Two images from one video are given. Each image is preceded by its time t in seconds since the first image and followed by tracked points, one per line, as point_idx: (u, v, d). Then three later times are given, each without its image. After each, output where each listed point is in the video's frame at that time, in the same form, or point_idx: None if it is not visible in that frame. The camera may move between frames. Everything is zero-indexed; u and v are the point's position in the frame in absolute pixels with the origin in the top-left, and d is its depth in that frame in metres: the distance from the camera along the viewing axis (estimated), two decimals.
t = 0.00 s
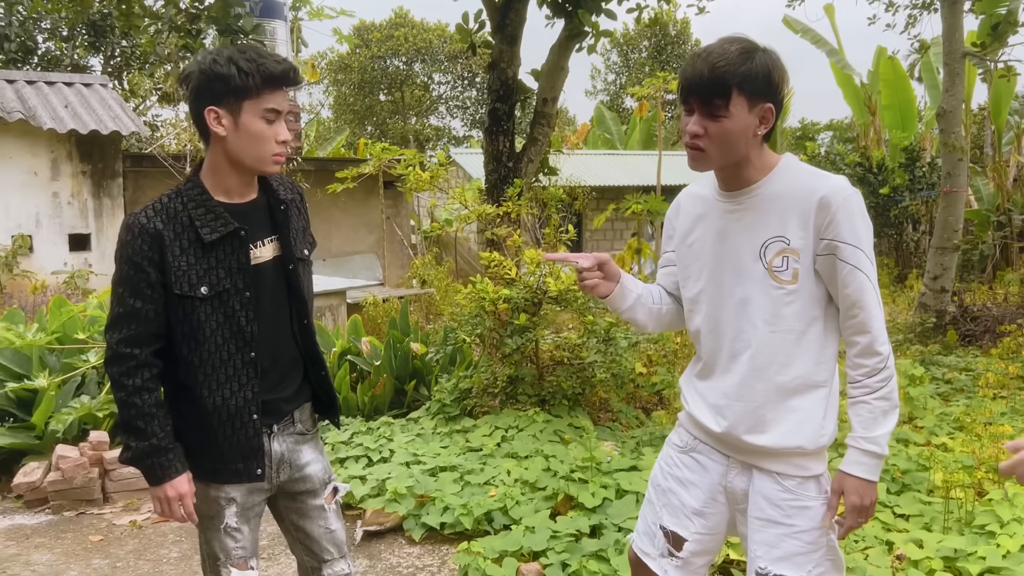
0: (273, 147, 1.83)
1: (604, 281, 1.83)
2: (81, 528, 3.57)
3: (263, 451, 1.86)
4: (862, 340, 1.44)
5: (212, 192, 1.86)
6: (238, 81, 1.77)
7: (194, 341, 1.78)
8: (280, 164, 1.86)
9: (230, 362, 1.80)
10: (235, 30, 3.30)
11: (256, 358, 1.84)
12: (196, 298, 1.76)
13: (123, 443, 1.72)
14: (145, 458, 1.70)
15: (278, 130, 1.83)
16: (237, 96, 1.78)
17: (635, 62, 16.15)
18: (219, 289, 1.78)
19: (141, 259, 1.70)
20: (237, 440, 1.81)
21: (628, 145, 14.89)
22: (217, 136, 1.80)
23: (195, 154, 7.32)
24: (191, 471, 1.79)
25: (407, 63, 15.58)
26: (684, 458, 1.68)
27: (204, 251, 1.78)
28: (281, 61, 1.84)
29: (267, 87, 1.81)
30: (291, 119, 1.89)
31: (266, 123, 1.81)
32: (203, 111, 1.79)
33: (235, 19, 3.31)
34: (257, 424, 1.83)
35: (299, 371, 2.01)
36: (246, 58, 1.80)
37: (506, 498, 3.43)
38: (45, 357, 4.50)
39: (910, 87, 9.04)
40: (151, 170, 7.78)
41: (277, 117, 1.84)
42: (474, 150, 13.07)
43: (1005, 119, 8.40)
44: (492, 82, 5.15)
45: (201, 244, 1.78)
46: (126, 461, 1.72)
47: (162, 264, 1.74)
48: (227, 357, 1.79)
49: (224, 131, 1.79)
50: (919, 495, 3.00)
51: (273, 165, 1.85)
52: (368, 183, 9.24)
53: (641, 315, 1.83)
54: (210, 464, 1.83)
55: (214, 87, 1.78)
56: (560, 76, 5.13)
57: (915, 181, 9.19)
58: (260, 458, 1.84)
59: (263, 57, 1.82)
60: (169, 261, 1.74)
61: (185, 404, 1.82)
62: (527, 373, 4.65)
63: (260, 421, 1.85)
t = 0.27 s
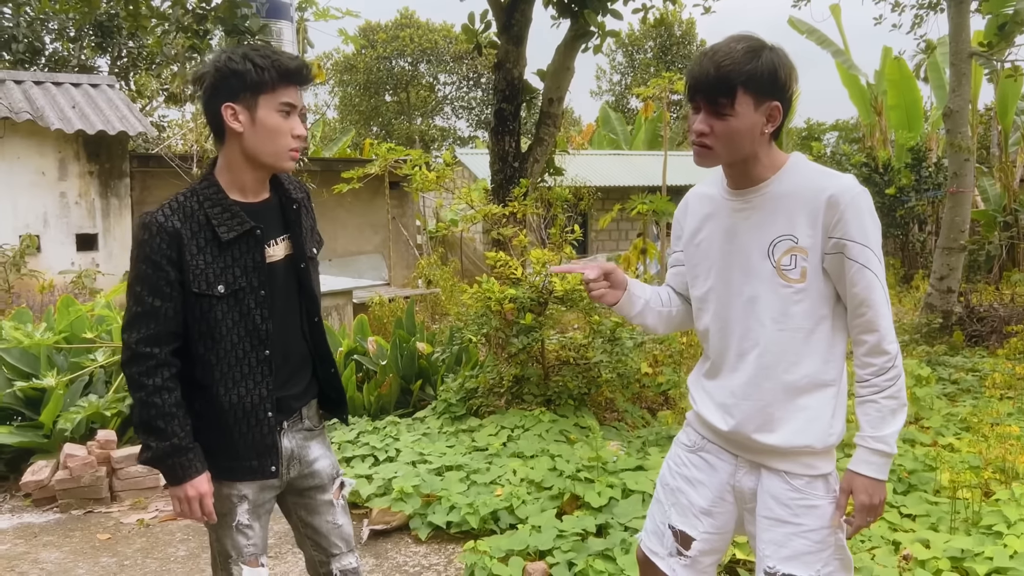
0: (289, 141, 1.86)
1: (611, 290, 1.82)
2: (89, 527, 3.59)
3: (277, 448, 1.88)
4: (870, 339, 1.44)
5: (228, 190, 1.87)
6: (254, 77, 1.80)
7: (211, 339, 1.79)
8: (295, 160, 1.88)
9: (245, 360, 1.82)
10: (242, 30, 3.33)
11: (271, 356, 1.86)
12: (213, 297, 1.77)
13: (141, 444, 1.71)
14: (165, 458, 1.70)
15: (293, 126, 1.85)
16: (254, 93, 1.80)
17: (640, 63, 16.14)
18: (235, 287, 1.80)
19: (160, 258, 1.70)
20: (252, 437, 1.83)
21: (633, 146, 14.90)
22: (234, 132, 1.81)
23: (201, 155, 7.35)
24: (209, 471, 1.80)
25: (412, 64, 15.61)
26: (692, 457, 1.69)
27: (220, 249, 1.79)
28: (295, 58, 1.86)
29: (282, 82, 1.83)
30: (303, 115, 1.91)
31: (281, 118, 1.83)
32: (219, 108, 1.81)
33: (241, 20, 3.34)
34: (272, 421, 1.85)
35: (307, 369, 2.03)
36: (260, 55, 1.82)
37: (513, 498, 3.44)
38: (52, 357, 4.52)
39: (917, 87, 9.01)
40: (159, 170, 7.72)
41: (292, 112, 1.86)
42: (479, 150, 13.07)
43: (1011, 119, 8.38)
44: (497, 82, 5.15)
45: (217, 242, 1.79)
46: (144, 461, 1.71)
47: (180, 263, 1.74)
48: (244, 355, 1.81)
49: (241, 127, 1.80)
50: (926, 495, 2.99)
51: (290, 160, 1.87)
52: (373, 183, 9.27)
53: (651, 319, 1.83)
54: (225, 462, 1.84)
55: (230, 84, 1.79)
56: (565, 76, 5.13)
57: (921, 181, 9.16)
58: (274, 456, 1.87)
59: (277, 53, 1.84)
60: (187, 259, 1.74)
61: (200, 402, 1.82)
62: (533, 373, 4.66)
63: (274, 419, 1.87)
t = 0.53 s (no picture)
0: (307, 139, 1.86)
1: (617, 301, 1.82)
2: (93, 528, 3.59)
3: (290, 448, 1.88)
4: (877, 343, 1.42)
5: (247, 190, 1.87)
6: (270, 78, 1.81)
7: (228, 338, 1.79)
8: (312, 158, 1.89)
9: (260, 360, 1.82)
10: (245, 32, 3.33)
11: (286, 355, 1.86)
12: (231, 295, 1.77)
13: (159, 442, 1.70)
14: (184, 455, 1.69)
15: (310, 124, 1.87)
16: (270, 94, 1.81)
17: (644, 63, 16.11)
18: (252, 286, 1.80)
19: (180, 255, 1.70)
20: (266, 437, 1.83)
21: (637, 146, 14.87)
22: (252, 133, 1.82)
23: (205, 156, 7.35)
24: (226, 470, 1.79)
25: (416, 64, 15.62)
26: (699, 462, 1.68)
27: (238, 248, 1.80)
28: (308, 58, 1.87)
29: (297, 82, 1.84)
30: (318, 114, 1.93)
31: (298, 117, 1.84)
32: (237, 110, 1.82)
33: (245, 21, 3.34)
34: (286, 421, 1.85)
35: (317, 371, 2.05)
36: (275, 55, 1.83)
37: (516, 500, 3.43)
38: (56, 357, 4.52)
39: (921, 88, 8.98)
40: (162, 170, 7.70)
41: (308, 111, 1.87)
42: (482, 151, 13.06)
43: (1016, 120, 8.34)
44: (501, 83, 5.15)
45: (235, 241, 1.80)
46: (162, 459, 1.70)
47: (199, 260, 1.74)
48: (259, 354, 1.81)
49: (258, 127, 1.81)
50: (931, 498, 2.98)
51: (307, 158, 1.88)
52: (376, 184, 9.26)
53: (659, 328, 1.82)
54: (238, 462, 1.83)
55: (246, 85, 1.80)
56: (569, 77, 5.12)
57: (925, 182, 9.12)
58: (287, 456, 1.87)
59: (291, 53, 1.85)
60: (206, 257, 1.74)
61: (215, 401, 1.82)
62: (536, 374, 4.64)
63: (288, 418, 1.87)
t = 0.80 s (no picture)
0: (328, 137, 1.87)
1: (621, 302, 1.80)
2: (93, 529, 3.58)
3: (307, 444, 1.89)
4: (884, 346, 1.40)
5: (271, 189, 1.89)
6: (290, 78, 1.82)
7: (250, 333, 1.80)
8: (334, 156, 1.90)
9: (281, 355, 1.83)
10: (247, 32, 3.32)
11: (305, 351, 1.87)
12: (255, 290, 1.79)
13: (178, 434, 1.69)
14: (205, 448, 1.68)
15: (331, 122, 1.87)
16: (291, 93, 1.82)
17: (646, 63, 16.08)
18: (276, 283, 1.82)
19: (207, 249, 1.71)
20: (283, 432, 1.84)
21: (639, 146, 14.85)
22: (275, 132, 1.84)
23: (206, 156, 7.34)
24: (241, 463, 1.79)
25: (418, 65, 15.61)
26: (703, 465, 1.66)
27: (264, 244, 1.82)
28: (327, 57, 1.89)
29: (317, 82, 1.86)
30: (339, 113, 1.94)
31: (319, 115, 1.85)
32: (259, 110, 1.83)
33: (246, 21, 3.32)
34: (304, 416, 1.87)
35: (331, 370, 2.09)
36: (295, 56, 1.85)
37: (518, 502, 3.41)
38: (57, 358, 4.51)
39: (925, 88, 8.95)
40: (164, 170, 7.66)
41: (328, 109, 1.89)
42: (484, 151, 13.05)
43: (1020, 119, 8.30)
44: (503, 83, 5.13)
45: (261, 237, 1.81)
46: (181, 452, 1.69)
47: (226, 255, 1.75)
48: (280, 349, 1.82)
49: (281, 127, 1.83)
50: (936, 500, 2.95)
51: (329, 155, 1.89)
52: (378, 184, 9.25)
53: (664, 329, 1.80)
54: (254, 456, 1.83)
55: (268, 86, 1.82)
56: (571, 77, 5.10)
57: (928, 183, 9.09)
58: (303, 451, 1.88)
59: (310, 54, 1.86)
60: (234, 252, 1.76)
61: (234, 395, 1.82)
62: (539, 375, 4.62)
63: (305, 414, 1.88)
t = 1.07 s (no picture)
0: (343, 138, 1.92)
1: (618, 304, 1.78)
2: (90, 530, 3.57)
3: (320, 435, 1.94)
4: (882, 349, 1.38)
5: (289, 188, 1.93)
6: (307, 81, 1.88)
7: (270, 326, 1.83)
8: (348, 157, 1.95)
9: (297, 348, 1.88)
10: (246, 31, 3.31)
11: (319, 345, 1.93)
12: (275, 284, 1.83)
13: (206, 424, 1.73)
14: (233, 436, 1.73)
15: (346, 124, 1.92)
16: (308, 96, 1.88)
17: (646, 63, 16.06)
18: (295, 277, 1.87)
19: (231, 243, 1.75)
20: (301, 422, 1.89)
21: (640, 146, 14.83)
22: (292, 133, 1.89)
23: (206, 156, 7.33)
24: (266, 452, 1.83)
25: (418, 64, 15.59)
26: (700, 468, 1.64)
27: (283, 239, 1.86)
28: (343, 61, 1.94)
29: (333, 85, 1.91)
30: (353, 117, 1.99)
31: (334, 118, 1.90)
32: (277, 112, 1.88)
33: (245, 20, 3.31)
34: (319, 408, 1.92)
35: (338, 366, 2.12)
36: (312, 60, 1.90)
37: (516, 503, 3.40)
38: (55, 358, 4.50)
39: (926, 88, 8.93)
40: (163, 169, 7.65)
41: (344, 112, 1.93)
42: (484, 150, 13.03)
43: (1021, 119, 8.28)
44: (503, 83, 5.12)
45: (280, 233, 1.86)
46: (209, 442, 1.73)
47: (248, 250, 1.79)
48: (297, 343, 1.87)
49: (298, 128, 1.88)
50: (935, 502, 2.94)
51: (344, 156, 1.94)
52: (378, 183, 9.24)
53: (661, 331, 1.77)
54: (273, 446, 1.87)
55: (286, 89, 1.87)
56: (571, 77, 5.09)
57: (929, 182, 9.08)
58: (318, 442, 1.93)
59: (327, 58, 1.92)
60: (255, 247, 1.80)
61: (254, 388, 1.85)
62: (538, 376, 4.61)
63: (319, 406, 1.94)
